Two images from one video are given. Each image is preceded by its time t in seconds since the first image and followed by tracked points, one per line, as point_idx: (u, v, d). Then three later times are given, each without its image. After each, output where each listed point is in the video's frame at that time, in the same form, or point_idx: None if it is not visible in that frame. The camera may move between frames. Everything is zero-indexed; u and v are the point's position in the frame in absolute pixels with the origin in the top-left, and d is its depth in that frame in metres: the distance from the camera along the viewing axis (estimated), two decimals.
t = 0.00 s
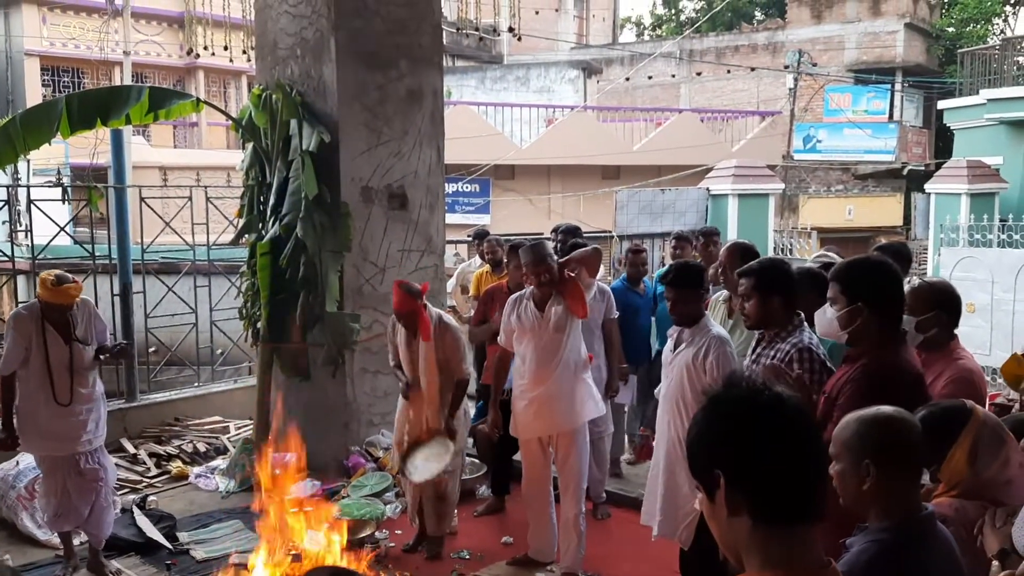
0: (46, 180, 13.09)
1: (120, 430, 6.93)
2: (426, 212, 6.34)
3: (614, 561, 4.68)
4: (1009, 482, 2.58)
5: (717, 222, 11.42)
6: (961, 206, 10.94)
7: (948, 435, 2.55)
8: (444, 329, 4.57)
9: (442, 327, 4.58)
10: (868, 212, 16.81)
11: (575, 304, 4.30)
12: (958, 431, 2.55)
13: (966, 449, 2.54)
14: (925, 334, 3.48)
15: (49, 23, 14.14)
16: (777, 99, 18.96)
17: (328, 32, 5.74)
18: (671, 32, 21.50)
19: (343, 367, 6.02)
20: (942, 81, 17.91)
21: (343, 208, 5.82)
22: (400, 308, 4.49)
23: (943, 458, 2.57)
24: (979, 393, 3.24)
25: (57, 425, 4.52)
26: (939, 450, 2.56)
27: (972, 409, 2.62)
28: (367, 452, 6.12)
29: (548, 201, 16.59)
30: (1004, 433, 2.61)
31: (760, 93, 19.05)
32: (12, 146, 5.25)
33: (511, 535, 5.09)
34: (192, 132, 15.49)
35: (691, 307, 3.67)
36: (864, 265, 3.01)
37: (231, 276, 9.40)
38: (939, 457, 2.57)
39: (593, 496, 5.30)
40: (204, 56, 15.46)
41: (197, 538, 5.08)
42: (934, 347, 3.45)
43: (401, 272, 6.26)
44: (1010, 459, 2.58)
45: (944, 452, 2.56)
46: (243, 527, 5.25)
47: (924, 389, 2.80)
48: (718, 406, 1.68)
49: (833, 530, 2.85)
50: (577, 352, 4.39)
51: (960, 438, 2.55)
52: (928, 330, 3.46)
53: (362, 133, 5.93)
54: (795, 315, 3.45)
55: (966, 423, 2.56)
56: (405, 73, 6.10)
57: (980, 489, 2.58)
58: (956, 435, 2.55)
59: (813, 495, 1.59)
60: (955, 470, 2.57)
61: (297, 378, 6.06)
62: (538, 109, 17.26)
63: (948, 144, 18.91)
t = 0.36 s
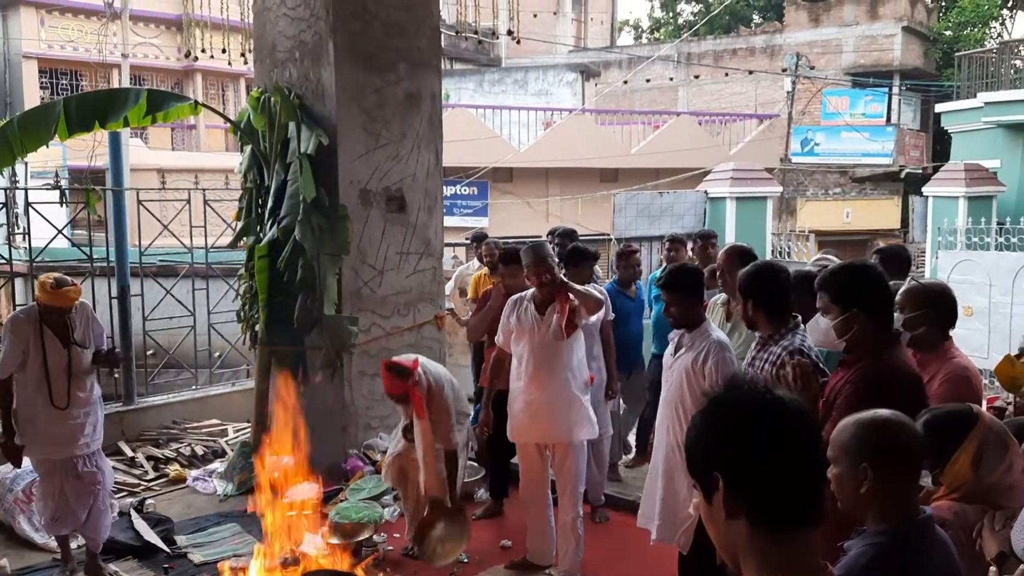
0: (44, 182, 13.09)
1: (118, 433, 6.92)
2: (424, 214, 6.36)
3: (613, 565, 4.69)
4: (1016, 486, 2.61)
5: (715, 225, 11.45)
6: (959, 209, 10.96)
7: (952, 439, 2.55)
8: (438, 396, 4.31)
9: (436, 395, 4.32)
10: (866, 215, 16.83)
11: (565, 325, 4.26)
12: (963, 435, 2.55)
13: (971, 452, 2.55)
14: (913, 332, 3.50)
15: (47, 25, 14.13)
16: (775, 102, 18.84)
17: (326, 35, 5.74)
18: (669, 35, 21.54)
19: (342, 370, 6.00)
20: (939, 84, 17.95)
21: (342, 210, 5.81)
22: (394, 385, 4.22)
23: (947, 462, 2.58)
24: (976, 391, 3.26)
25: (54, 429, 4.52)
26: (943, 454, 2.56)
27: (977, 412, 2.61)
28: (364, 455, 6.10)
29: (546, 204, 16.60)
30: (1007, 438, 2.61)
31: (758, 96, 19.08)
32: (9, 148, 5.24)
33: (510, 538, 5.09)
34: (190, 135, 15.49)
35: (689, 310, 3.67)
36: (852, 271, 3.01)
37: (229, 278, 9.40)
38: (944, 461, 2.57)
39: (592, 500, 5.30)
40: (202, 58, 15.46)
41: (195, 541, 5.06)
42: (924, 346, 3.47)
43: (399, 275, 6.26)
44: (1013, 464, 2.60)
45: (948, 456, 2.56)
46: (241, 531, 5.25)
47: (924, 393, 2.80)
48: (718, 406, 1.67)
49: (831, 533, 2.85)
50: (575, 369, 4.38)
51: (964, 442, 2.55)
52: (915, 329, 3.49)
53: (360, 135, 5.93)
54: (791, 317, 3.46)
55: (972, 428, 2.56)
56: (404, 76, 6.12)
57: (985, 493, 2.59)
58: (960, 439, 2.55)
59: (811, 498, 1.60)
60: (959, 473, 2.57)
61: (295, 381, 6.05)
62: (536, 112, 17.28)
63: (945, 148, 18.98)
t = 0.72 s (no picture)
0: (44, 185, 13.09)
1: (117, 435, 6.91)
2: (424, 217, 6.37)
3: (613, 568, 4.68)
4: (1016, 487, 2.61)
5: (714, 227, 11.44)
6: (958, 212, 10.97)
7: (953, 445, 2.56)
8: (432, 416, 4.52)
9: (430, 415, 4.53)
10: (864, 218, 16.73)
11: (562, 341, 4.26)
12: (963, 438, 2.56)
13: (972, 455, 2.55)
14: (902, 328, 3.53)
15: (46, 28, 14.13)
16: (774, 105, 19.01)
17: (326, 38, 5.75)
18: (668, 37, 21.58)
19: (341, 373, 5.99)
20: (938, 87, 17.97)
21: (341, 213, 5.81)
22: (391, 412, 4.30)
23: (948, 466, 2.59)
24: (971, 383, 3.34)
25: (56, 432, 4.50)
26: (943, 458, 2.57)
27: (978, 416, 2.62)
28: (364, 457, 6.10)
29: (545, 207, 16.62)
30: (1009, 441, 2.62)
31: (756, 98, 19.10)
32: (9, 151, 5.23)
33: (510, 541, 5.08)
34: (189, 138, 15.50)
35: (688, 314, 3.67)
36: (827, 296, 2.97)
37: (229, 281, 9.39)
38: (944, 465, 2.58)
39: (591, 502, 5.30)
40: (201, 61, 15.47)
41: (194, 544, 5.06)
42: (912, 342, 3.50)
43: (398, 278, 6.26)
44: (1016, 466, 2.61)
45: (949, 460, 2.57)
46: (241, 533, 5.24)
47: (923, 396, 2.80)
48: (720, 408, 1.67)
49: (831, 537, 2.85)
50: (580, 382, 4.36)
51: (965, 445, 2.56)
52: (903, 326, 3.52)
53: (360, 138, 5.93)
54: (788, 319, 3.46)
55: (973, 430, 2.58)
56: (403, 79, 6.13)
57: (987, 496, 2.59)
58: (960, 442, 2.56)
59: (812, 499, 1.60)
60: (961, 475, 2.58)
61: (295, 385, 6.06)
62: (535, 115, 17.31)
63: (944, 150, 19.02)
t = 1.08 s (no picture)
0: (44, 186, 13.10)
1: (117, 436, 6.90)
2: (424, 218, 6.37)
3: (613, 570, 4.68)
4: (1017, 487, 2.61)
5: (713, 228, 11.38)
6: (958, 213, 10.97)
7: (953, 444, 2.56)
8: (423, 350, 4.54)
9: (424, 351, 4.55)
10: (864, 219, 16.77)
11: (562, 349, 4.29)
12: (965, 437, 2.56)
13: (974, 455, 2.55)
14: (898, 328, 3.53)
15: (46, 28, 14.12)
16: (774, 107, 19.00)
17: (326, 38, 5.75)
18: (668, 39, 21.59)
19: (341, 374, 5.99)
20: (938, 89, 17.97)
21: (341, 214, 5.81)
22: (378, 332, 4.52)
23: (950, 464, 2.59)
24: (969, 380, 3.41)
25: (64, 432, 4.49)
26: (944, 457, 2.58)
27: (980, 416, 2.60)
28: (364, 458, 6.13)
29: (545, 208, 16.64)
30: (1012, 440, 2.61)
31: (756, 100, 19.11)
32: (9, 151, 5.23)
33: (509, 542, 5.08)
34: (189, 139, 15.50)
35: (690, 316, 3.67)
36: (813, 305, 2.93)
37: (229, 281, 9.39)
38: (946, 463, 2.58)
39: (592, 503, 5.29)
40: (201, 62, 15.47)
41: (194, 544, 5.06)
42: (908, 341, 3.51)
43: (398, 278, 6.26)
44: (1018, 466, 2.60)
45: (950, 458, 2.57)
46: (240, 533, 5.23)
47: (924, 398, 2.80)
48: (724, 406, 1.68)
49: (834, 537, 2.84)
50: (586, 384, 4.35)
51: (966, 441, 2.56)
52: (898, 325, 3.51)
53: (360, 139, 5.94)
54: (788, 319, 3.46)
55: (974, 428, 2.57)
56: (403, 80, 6.13)
57: (987, 497, 2.57)
58: (961, 442, 2.56)
59: (815, 496, 1.60)
60: (962, 474, 2.57)
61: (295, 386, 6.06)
62: (535, 116, 17.33)
63: (945, 151, 19.01)
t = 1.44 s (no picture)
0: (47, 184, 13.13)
1: (120, 433, 6.93)
2: (425, 217, 6.39)
3: (614, 568, 4.70)
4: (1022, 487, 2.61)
5: (715, 228, 11.45)
6: (960, 214, 10.98)
7: (962, 438, 2.56)
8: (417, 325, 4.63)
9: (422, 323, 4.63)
10: (865, 219, 16.78)
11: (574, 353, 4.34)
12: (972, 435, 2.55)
13: (981, 452, 2.56)
14: (907, 328, 3.61)
15: (48, 27, 14.14)
16: (775, 107, 18.99)
17: (329, 37, 5.77)
18: (669, 39, 21.62)
19: (343, 372, 6.00)
20: (940, 90, 17.98)
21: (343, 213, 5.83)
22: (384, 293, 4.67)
23: (957, 462, 2.60)
24: (975, 383, 3.34)
25: (70, 430, 4.48)
26: (953, 455, 2.58)
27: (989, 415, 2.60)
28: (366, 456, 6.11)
29: (545, 208, 16.67)
30: (1020, 441, 2.61)
31: (758, 100, 19.11)
32: (14, 150, 5.28)
33: (510, 540, 5.10)
34: (190, 138, 15.53)
35: (696, 316, 3.69)
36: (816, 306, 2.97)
37: (231, 280, 9.41)
38: (953, 461, 2.59)
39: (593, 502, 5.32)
40: (203, 61, 15.50)
41: (196, 541, 5.08)
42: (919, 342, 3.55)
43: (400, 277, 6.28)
44: None
45: (958, 456, 2.57)
46: (242, 530, 5.25)
47: (930, 398, 2.80)
48: (732, 402, 1.70)
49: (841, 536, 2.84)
50: (595, 389, 4.36)
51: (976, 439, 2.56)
52: (908, 324, 3.61)
53: (362, 138, 5.95)
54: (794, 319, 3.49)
55: (983, 427, 2.57)
56: (406, 78, 6.15)
57: (992, 496, 2.61)
58: (968, 441, 2.56)
59: (826, 490, 1.61)
60: (970, 473, 2.60)
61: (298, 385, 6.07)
62: (535, 116, 17.36)
63: (946, 152, 19.01)
